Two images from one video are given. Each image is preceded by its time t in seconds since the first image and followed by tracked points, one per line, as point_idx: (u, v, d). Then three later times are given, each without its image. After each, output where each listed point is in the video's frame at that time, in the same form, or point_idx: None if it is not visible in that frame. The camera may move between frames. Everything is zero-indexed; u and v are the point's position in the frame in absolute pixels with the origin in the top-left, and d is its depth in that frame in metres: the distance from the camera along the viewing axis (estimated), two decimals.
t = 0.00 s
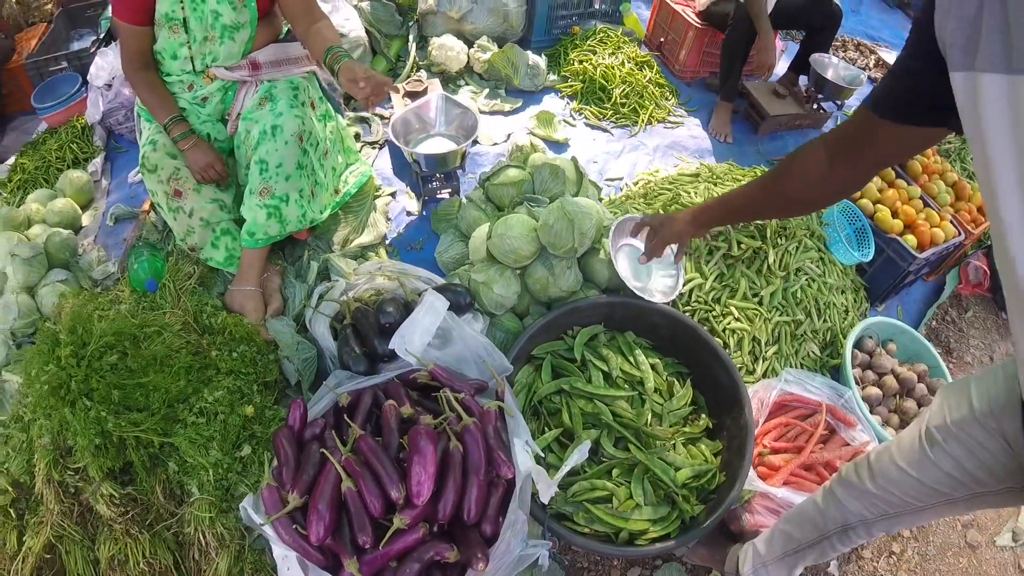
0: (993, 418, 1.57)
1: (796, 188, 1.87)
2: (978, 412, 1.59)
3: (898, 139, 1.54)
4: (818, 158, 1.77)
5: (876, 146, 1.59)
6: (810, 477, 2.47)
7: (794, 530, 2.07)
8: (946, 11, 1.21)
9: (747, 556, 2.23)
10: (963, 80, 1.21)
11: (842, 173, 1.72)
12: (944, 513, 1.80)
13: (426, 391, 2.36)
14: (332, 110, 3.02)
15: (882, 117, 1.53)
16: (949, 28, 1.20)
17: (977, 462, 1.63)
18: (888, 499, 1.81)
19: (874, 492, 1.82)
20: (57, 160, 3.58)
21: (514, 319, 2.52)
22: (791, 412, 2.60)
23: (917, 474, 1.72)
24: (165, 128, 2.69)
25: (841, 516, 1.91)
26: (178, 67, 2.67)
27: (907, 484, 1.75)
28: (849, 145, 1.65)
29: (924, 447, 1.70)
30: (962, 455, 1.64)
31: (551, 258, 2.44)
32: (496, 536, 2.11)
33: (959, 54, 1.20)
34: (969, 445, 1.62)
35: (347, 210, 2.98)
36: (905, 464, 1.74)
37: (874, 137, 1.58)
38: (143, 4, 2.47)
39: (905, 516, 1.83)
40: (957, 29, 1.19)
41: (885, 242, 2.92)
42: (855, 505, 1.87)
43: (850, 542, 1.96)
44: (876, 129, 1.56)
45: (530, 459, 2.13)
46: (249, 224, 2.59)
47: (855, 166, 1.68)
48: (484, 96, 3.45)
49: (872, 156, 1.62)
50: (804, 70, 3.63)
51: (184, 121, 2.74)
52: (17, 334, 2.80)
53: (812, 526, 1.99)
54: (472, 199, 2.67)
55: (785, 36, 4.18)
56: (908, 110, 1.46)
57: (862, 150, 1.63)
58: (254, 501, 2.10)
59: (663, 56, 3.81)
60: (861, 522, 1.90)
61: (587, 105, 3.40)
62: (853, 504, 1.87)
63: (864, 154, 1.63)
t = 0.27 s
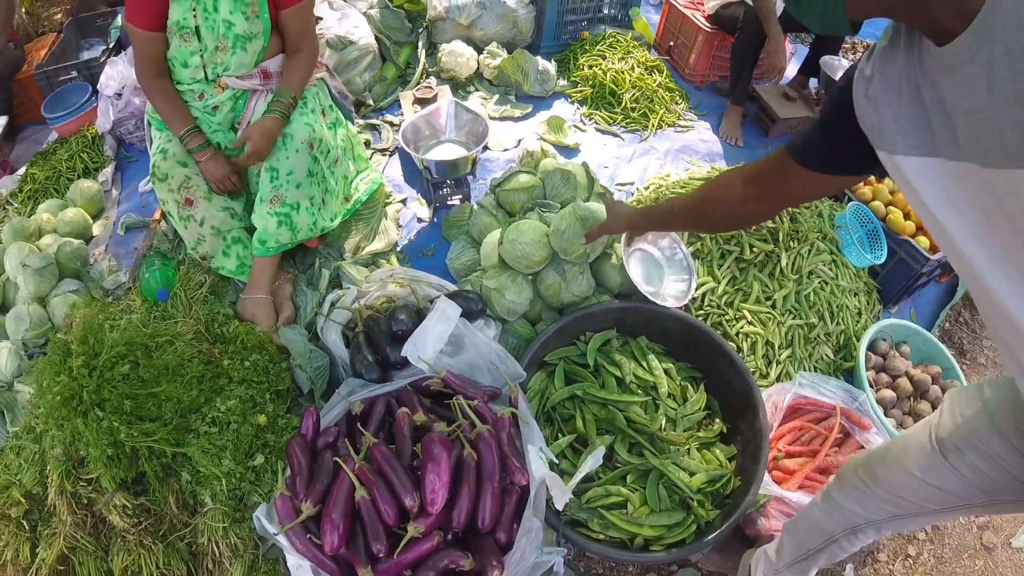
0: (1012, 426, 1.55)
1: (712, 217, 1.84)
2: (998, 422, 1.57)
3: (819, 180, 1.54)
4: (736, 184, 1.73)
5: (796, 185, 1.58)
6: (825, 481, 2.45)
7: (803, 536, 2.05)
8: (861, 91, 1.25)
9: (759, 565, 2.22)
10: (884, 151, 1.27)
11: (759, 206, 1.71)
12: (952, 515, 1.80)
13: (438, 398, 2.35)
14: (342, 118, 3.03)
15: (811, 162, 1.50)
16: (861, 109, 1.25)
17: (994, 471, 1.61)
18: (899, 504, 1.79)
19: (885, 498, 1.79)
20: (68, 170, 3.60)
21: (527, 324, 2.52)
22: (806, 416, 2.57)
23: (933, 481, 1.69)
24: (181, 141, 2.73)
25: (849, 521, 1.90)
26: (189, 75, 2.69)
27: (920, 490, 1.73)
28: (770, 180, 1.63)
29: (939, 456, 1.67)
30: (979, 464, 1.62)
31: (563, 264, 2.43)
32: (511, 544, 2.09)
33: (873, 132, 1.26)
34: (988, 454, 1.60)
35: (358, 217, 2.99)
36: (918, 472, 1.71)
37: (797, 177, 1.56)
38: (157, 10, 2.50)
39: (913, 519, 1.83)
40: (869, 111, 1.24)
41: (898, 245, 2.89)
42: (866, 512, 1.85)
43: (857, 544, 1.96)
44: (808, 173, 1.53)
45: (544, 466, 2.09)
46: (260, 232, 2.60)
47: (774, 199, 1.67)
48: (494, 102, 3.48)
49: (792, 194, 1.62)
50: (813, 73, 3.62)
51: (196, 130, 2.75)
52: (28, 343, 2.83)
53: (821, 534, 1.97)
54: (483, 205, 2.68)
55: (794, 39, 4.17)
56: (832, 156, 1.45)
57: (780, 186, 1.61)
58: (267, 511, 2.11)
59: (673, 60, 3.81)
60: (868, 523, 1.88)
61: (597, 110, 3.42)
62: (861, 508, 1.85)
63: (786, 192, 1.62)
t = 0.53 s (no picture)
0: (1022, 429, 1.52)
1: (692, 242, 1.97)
2: (1007, 424, 1.54)
3: (781, 211, 1.66)
4: (708, 209, 1.86)
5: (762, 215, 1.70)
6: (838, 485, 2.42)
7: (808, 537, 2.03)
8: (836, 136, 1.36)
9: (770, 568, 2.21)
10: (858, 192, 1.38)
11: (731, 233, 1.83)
12: (957, 518, 1.78)
13: (449, 405, 2.35)
14: (349, 125, 3.04)
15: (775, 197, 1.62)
16: (832, 154, 1.36)
17: (1003, 475, 1.59)
18: (903, 507, 1.77)
19: (889, 500, 1.78)
20: (75, 178, 3.61)
21: (536, 331, 2.52)
22: (817, 419, 2.56)
23: (940, 485, 1.68)
24: (187, 149, 2.75)
25: (853, 523, 1.88)
26: (194, 85, 2.70)
27: (925, 493, 1.71)
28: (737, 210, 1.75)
29: (946, 459, 1.65)
30: (988, 467, 1.60)
31: (572, 270, 2.43)
32: (523, 553, 2.07)
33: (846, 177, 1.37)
34: (997, 458, 1.58)
35: (366, 224, 2.99)
36: (924, 475, 1.69)
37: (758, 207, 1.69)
38: (158, 20, 2.51)
39: (918, 521, 1.81)
40: (841, 155, 1.35)
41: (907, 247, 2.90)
42: (870, 513, 1.83)
43: (861, 546, 1.95)
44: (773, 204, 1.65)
45: (555, 473, 2.11)
46: (268, 241, 2.60)
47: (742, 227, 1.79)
48: (501, 107, 3.49)
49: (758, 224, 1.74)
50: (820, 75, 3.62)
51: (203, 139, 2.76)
52: (37, 352, 2.84)
53: (825, 535, 1.96)
54: (491, 211, 2.68)
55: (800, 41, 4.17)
56: (791, 189, 1.57)
57: (744, 215, 1.74)
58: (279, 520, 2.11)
59: (679, 62, 3.81)
60: (873, 525, 1.87)
61: (604, 114, 3.43)
62: (863, 510, 1.84)
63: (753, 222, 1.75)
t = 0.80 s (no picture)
0: None
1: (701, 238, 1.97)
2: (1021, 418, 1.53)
3: (801, 210, 1.67)
4: (728, 205, 1.86)
5: (780, 214, 1.71)
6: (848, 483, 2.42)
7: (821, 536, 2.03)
8: (844, 131, 1.36)
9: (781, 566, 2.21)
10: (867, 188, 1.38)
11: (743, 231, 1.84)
12: (972, 513, 1.78)
13: (456, 408, 2.34)
14: (352, 129, 3.04)
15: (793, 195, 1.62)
16: (839, 150, 1.36)
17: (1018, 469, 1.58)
18: (917, 503, 1.76)
19: (902, 497, 1.77)
20: (78, 189, 3.61)
21: (543, 332, 2.51)
22: (826, 417, 2.55)
23: (953, 480, 1.67)
24: (189, 156, 2.76)
25: (866, 521, 1.88)
26: (195, 92, 2.71)
27: (938, 489, 1.70)
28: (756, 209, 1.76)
29: (960, 454, 1.64)
30: (1002, 462, 1.59)
31: (578, 270, 2.43)
32: (534, 555, 2.06)
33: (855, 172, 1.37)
34: (1012, 452, 1.57)
35: (371, 228, 3.00)
36: (937, 471, 1.68)
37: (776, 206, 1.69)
38: (157, 28, 2.54)
39: (933, 517, 1.80)
40: (849, 151, 1.35)
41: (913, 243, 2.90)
42: (882, 510, 1.83)
43: (876, 543, 1.94)
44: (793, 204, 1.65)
45: (565, 473, 2.09)
46: (273, 246, 2.60)
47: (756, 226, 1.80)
48: (504, 109, 3.49)
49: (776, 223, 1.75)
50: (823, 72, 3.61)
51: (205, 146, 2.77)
52: (43, 364, 2.84)
53: (837, 532, 1.96)
54: (496, 213, 2.68)
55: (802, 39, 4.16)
56: (805, 187, 1.57)
57: (764, 213, 1.74)
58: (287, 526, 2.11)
59: (684, 62, 3.81)
60: (886, 522, 1.86)
61: (608, 114, 3.43)
62: (875, 507, 1.83)
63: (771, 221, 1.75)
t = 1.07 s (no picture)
0: None
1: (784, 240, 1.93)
2: None
3: (883, 199, 1.64)
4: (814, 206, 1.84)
5: (863, 206, 1.68)
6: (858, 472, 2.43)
7: (839, 524, 2.04)
8: (880, 99, 1.37)
9: (798, 556, 2.22)
10: (908, 157, 1.39)
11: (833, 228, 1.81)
12: (995, 499, 1.76)
13: (466, 402, 2.33)
14: (355, 124, 3.04)
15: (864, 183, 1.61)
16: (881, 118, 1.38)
17: None
18: (936, 490, 1.76)
19: (920, 484, 1.77)
20: (81, 192, 3.60)
21: (552, 324, 2.50)
22: (837, 405, 2.54)
23: (972, 466, 1.66)
24: (192, 154, 2.75)
25: (885, 509, 1.89)
26: (195, 90, 2.70)
27: (958, 475, 1.70)
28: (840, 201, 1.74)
29: (978, 440, 1.62)
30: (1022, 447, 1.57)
31: (586, 261, 2.42)
32: (547, 546, 2.06)
33: (896, 140, 1.39)
34: None
35: (376, 224, 2.99)
36: (955, 457, 1.68)
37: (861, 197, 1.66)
38: (157, 27, 2.52)
39: (953, 503, 1.80)
40: (889, 118, 1.37)
41: (921, 230, 2.90)
42: (898, 497, 1.84)
43: (895, 531, 1.94)
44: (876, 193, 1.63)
45: (577, 464, 2.08)
46: (279, 243, 2.59)
47: (847, 222, 1.76)
48: (508, 101, 3.48)
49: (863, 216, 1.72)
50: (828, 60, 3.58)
51: (209, 144, 2.76)
52: (50, 368, 2.84)
53: (856, 520, 1.97)
54: (502, 206, 2.67)
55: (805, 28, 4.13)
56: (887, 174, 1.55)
57: (855, 208, 1.71)
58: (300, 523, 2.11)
59: (686, 52, 3.79)
60: (907, 511, 1.87)
61: (613, 105, 3.41)
62: (896, 495, 1.84)
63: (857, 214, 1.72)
